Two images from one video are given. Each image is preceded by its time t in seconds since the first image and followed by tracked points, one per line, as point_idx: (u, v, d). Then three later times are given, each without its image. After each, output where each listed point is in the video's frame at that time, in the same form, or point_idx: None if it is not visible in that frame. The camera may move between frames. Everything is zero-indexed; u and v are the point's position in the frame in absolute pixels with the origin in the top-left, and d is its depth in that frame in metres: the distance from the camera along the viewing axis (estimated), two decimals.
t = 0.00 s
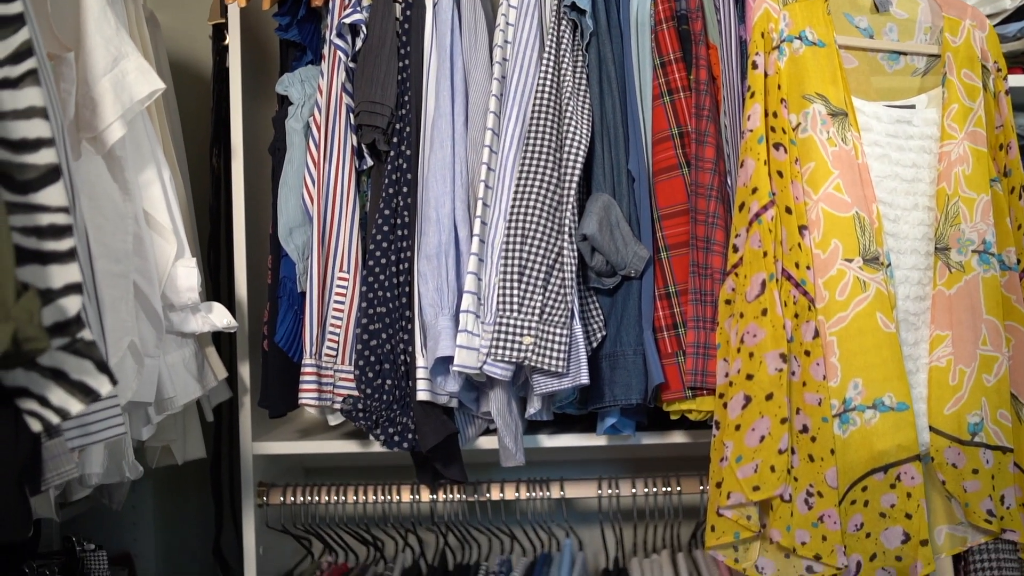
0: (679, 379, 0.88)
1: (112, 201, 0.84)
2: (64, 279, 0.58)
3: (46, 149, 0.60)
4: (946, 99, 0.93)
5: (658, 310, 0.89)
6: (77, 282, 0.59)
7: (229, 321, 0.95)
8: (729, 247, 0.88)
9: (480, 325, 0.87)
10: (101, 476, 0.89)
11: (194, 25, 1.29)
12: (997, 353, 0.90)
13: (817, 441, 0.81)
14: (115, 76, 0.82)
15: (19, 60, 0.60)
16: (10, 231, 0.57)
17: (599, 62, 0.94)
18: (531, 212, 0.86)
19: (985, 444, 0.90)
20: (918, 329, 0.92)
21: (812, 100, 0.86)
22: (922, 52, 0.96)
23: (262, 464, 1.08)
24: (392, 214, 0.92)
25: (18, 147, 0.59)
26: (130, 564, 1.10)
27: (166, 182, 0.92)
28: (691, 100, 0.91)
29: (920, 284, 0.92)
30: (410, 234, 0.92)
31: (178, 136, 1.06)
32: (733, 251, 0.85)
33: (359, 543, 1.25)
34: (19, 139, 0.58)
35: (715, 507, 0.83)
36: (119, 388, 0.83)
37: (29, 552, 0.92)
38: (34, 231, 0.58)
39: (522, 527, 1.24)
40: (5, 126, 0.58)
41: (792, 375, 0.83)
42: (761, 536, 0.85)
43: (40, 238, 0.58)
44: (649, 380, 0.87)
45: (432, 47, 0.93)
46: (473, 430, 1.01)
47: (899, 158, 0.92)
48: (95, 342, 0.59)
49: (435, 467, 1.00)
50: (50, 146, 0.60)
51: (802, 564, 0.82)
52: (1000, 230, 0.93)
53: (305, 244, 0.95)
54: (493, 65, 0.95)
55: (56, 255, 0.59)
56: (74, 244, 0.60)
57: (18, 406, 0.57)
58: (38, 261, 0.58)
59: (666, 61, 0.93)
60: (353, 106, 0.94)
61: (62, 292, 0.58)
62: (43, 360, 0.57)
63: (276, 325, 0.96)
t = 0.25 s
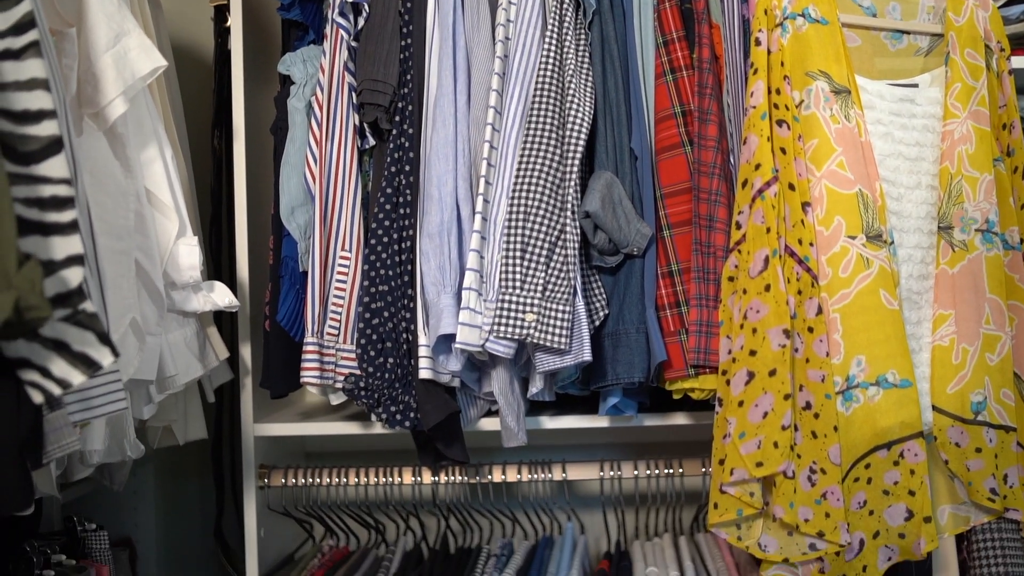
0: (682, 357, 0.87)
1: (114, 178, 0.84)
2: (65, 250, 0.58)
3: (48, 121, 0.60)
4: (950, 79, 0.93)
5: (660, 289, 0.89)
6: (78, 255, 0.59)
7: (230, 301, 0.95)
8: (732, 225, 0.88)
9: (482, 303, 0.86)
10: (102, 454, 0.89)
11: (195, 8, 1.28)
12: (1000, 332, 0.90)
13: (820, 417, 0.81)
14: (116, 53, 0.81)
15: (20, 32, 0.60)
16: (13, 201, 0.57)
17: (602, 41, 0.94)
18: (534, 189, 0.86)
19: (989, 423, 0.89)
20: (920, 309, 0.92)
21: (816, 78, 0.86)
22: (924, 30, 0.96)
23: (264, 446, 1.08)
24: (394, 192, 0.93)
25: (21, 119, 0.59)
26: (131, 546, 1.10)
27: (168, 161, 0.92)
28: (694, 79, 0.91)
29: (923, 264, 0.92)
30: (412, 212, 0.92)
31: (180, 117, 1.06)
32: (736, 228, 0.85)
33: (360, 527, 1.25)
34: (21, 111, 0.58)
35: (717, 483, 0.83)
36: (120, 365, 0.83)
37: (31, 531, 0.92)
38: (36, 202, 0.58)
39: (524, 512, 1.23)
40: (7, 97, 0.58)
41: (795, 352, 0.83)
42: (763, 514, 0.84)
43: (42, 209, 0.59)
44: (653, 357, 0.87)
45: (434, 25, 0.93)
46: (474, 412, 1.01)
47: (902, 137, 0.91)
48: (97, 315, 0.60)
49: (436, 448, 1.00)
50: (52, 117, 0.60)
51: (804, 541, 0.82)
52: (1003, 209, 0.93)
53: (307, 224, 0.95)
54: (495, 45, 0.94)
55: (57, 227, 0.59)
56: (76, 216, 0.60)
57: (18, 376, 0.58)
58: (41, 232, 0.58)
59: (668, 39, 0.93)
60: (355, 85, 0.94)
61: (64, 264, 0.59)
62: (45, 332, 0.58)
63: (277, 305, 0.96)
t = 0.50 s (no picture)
0: (681, 336, 0.87)
1: (112, 157, 0.83)
2: (64, 224, 0.59)
3: (46, 95, 0.60)
4: (949, 58, 0.93)
5: (660, 269, 0.89)
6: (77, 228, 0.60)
7: (230, 282, 0.95)
8: (732, 203, 0.87)
9: (482, 283, 0.86)
10: (101, 435, 0.89)
11: None
12: (1000, 312, 0.90)
13: (821, 395, 0.81)
14: (115, 31, 0.81)
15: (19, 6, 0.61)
16: (13, 174, 0.57)
17: (601, 21, 0.93)
18: (533, 168, 0.85)
19: (989, 403, 0.89)
20: (921, 288, 0.92)
21: (815, 56, 0.86)
22: (924, 10, 0.96)
23: (263, 431, 1.08)
24: (394, 172, 0.93)
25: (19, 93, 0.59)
26: (131, 531, 1.10)
27: (167, 141, 0.92)
28: (693, 58, 0.91)
29: (923, 243, 0.91)
30: (412, 192, 0.91)
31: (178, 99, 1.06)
32: (736, 207, 0.85)
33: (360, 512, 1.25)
34: (20, 85, 0.59)
35: (718, 462, 0.83)
36: (119, 344, 0.83)
37: (29, 512, 0.92)
38: (34, 175, 0.59)
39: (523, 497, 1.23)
40: (6, 72, 0.58)
41: (795, 330, 0.82)
42: (764, 493, 0.84)
43: (41, 183, 0.59)
44: (653, 336, 0.86)
45: (434, 6, 0.93)
46: (474, 395, 1.00)
47: (902, 116, 0.91)
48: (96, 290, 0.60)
49: (436, 430, 1.00)
50: (50, 91, 0.60)
51: (805, 519, 0.82)
52: (1004, 189, 0.93)
53: (306, 204, 0.95)
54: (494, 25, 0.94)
55: (56, 201, 0.59)
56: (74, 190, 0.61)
57: (17, 350, 0.58)
58: (39, 206, 0.59)
59: (668, 19, 0.93)
60: (354, 64, 0.95)
61: (62, 238, 0.59)
62: (44, 305, 0.58)
63: (277, 286, 0.96)
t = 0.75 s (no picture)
0: (680, 318, 0.87)
1: (109, 139, 0.83)
2: (61, 202, 0.60)
3: (43, 72, 0.60)
4: (946, 41, 0.93)
5: (658, 250, 0.89)
6: (74, 206, 0.61)
7: (227, 265, 0.95)
8: (730, 183, 0.87)
9: (480, 264, 0.86)
10: (99, 418, 0.89)
11: None
12: (998, 293, 0.90)
13: (819, 374, 0.81)
14: (113, 12, 0.80)
15: None
16: (10, 151, 0.58)
17: (598, 4, 0.94)
18: (531, 148, 0.85)
19: (988, 384, 0.89)
20: (919, 270, 0.92)
21: (813, 37, 0.86)
22: None
23: (261, 417, 1.08)
24: (392, 155, 0.92)
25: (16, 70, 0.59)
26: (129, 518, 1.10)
27: (165, 124, 0.92)
28: (691, 41, 0.91)
29: (921, 224, 0.91)
30: (410, 175, 0.92)
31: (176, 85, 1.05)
32: (734, 187, 0.85)
33: (359, 500, 1.25)
34: (18, 62, 0.59)
35: (717, 442, 0.83)
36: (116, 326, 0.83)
37: (28, 496, 0.92)
38: (32, 152, 0.59)
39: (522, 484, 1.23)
40: (3, 49, 0.58)
41: (793, 311, 0.82)
42: (763, 474, 0.84)
43: (38, 160, 0.59)
44: (651, 317, 0.86)
45: None
46: (473, 379, 1.01)
47: (900, 98, 0.92)
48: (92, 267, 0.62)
49: (435, 415, 1.00)
50: (48, 69, 0.60)
51: (804, 500, 0.82)
52: (1001, 171, 0.93)
53: (304, 188, 0.95)
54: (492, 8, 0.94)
55: (53, 178, 0.60)
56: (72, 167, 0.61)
57: (15, 328, 0.58)
58: (37, 183, 0.59)
59: (665, 2, 0.93)
60: (352, 48, 0.95)
61: (60, 215, 0.60)
62: (41, 282, 0.59)
63: (275, 270, 0.96)
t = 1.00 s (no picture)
0: (679, 302, 0.87)
1: (110, 123, 0.83)
2: (62, 181, 0.59)
3: (43, 53, 0.60)
4: (944, 25, 0.94)
5: (658, 234, 0.89)
6: (75, 186, 0.60)
7: (228, 251, 0.95)
8: (729, 166, 0.87)
9: (479, 248, 0.86)
10: (99, 403, 0.89)
11: None
12: (997, 277, 0.90)
13: (818, 356, 0.81)
14: None
15: None
16: (10, 131, 0.57)
17: None
18: (531, 131, 0.85)
19: (987, 367, 0.89)
20: (918, 254, 0.92)
21: (811, 20, 0.87)
22: None
23: (261, 404, 1.08)
24: (391, 140, 0.93)
25: (16, 51, 0.59)
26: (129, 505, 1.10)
27: (164, 109, 0.92)
28: (689, 26, 0.92)
29: (919, 208, 0.92)
30: (410, 159, 0.92)
31: (175, 72, 1.06)
32: (733, 169, 0.85)
33: (359, 488, 1.25)
34: (19, 43, 0.59)
35: (716, 424, 0.83)
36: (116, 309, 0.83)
37: (29, 481, 0.92)
38: (32, 132, 0.59)
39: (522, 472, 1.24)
40: (4, 29, 0.58)
41: (792, 293, 0.83)
42: (762, 457, 0.84)
43: (39, 140, 0.59)
44: (650, 300, 0.87)
45: None
46: (473, 365, 1.01)
47: (899, 82, 0.92)
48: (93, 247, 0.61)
49: (435, 401, 1.00)
50: (48, 50, 0.60)
51: (803, 482, 0.82)
52: (1000, 154, 0.93)
53: (304, 173, 0.95)
54: None
55: (54, 158, 0.60)
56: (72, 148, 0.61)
57: (16, 307, 0.59)
58: (37, 162, 0.59)
59: None
60: (352, 33, 0.95)
61: (61, 195, 0.59)
62: (42, 261, 0.58)
63: (275, 255, 0.96)
